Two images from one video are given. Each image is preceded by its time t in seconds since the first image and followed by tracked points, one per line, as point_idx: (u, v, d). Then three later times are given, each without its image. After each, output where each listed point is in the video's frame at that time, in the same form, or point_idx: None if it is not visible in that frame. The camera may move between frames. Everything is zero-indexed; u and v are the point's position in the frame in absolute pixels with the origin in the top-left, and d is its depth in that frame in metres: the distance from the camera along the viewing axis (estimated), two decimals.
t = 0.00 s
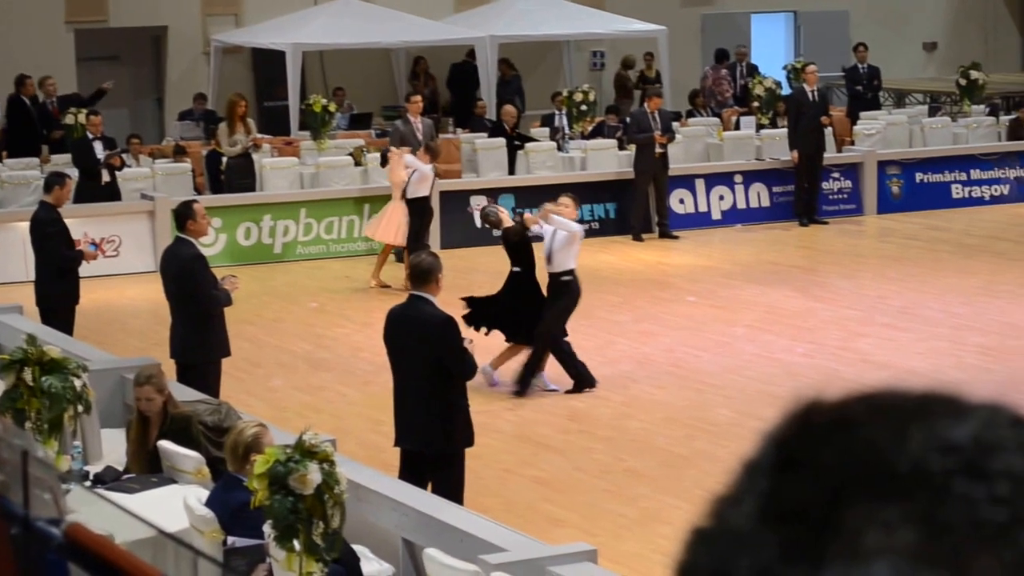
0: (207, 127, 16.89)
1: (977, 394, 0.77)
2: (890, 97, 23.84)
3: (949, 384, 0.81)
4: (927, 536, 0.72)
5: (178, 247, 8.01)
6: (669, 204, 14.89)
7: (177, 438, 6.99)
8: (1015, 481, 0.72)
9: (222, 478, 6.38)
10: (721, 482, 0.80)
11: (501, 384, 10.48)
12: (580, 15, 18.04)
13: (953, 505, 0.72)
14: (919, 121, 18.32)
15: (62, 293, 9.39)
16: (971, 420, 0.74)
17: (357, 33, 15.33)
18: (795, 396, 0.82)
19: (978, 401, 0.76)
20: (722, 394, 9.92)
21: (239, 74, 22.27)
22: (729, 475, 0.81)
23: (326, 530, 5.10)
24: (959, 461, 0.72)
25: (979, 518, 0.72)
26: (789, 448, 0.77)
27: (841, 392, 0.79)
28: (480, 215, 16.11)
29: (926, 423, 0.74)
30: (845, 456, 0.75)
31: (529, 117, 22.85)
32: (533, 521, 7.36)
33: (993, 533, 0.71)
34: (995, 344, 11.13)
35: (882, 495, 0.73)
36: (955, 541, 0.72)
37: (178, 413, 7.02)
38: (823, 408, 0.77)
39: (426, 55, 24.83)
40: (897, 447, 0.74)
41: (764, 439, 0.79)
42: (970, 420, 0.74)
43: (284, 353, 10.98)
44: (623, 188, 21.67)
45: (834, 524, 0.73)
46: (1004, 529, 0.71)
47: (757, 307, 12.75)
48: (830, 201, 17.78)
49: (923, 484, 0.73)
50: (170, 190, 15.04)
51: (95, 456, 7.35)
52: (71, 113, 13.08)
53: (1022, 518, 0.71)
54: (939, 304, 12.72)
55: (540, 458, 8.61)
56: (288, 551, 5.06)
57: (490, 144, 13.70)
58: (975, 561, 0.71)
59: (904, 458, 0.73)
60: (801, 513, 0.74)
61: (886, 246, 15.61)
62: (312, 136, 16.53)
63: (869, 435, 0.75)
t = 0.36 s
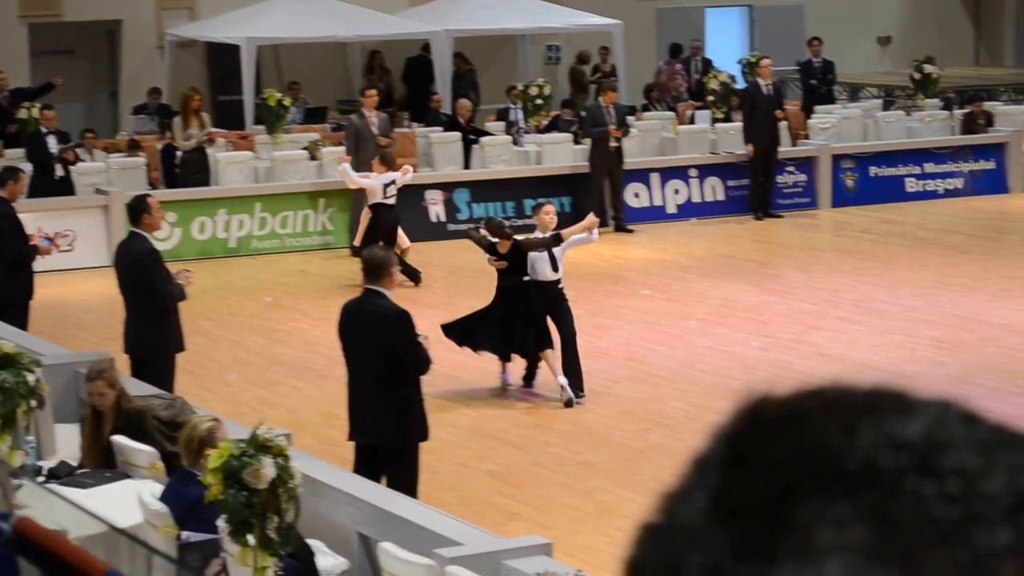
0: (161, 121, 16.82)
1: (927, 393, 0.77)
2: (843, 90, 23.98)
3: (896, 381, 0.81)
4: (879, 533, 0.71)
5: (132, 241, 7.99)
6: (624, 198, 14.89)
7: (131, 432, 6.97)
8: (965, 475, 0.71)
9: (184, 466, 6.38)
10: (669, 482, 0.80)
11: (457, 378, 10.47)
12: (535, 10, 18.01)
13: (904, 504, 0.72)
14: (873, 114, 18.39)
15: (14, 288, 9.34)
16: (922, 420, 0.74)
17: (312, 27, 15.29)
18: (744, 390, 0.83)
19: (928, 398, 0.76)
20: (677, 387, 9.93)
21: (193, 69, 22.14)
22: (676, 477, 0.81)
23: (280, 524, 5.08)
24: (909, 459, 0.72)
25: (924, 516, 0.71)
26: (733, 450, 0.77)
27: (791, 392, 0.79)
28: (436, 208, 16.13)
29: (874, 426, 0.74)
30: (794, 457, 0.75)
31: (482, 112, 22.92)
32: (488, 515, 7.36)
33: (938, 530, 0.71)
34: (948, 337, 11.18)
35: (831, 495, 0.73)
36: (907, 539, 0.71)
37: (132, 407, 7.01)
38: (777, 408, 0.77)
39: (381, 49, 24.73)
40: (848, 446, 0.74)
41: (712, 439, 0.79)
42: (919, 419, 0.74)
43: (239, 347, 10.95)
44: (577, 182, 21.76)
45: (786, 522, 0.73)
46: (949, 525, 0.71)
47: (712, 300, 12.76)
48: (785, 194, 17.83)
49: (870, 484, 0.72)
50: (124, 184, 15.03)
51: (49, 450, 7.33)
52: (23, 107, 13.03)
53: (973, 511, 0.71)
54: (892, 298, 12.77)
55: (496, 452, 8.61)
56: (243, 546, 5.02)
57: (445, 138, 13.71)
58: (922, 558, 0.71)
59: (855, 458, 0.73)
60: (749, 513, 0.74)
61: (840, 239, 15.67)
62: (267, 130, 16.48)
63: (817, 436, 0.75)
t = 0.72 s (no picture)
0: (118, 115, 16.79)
1: (883, 385, 0.75)
2: (801, 84, 24.09)
3: (855, 372, 0.79)
4: (836, 531, 0.70)
5: (89, 237, 7.97)
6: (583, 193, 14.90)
7: (87, 427, 6.96)
8: (923, 470, 0.69)
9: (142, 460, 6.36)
10: (629, 468, 0.78)
11: (415, 372, 10.47)
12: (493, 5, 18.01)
13: (858, 499, 0.70)
14: (830, 108, 18.44)
15: None
16: (880, 413, 0.72)
17: (268, 22, 15.27)
18: (705, 376, 0.81)
19: (889, 388, 0.74)
20: (635, 381, 9.94)
21: (150, 62, 22.09)
22: (634, 463, 0.79)
23: (238, 519, 5.06)
24: (865, 452, 0.70)
25: (878, 511, 0.69)
26: (693, 435, 0.75)
27: (749, 380, 0.77)
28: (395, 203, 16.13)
29: (833, 417, 0.72)
30: (754, 445, 0.73)
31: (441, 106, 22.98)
32: (446, 510, 7.36)
33: (893, 523, 0.69)
34: (905, 331, 11.22)
35: (789, 487, 0.71)
36: (863, 537, 0.69)
37: (89, 402, 7.00)
38: (731, 398, 0.76)
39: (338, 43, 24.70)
40: (804, 437, 0.72)
41: (671, 423, 0.77)
42: (876, 414, 0.72)
43: (198, 341, 10.93)
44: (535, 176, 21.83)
45: (741, 513, 0.71)
46: (904, 523, 0.69)
47: (670, 294, 12.78)
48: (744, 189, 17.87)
49: (825, 477, 0.71)
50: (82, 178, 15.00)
51: (5, 445, 7.32)
52: None
53: (927, 505, 0.69)
54: (850, 292, 12.81)
55: (454, 447, 8.61)
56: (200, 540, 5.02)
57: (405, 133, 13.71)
58: (876, 552, 0.69)
59: (810, 449, 0.71)
60: (707, 503, 0.72)
61: (798, 233, 15.70)
62: (225, 123, 16.46)
63: (774, 425, 0.73)
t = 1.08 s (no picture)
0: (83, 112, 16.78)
1: (850, 383, 0.73)
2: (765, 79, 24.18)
3: (819, 372, 0.77)
4: (806, 532, 0.67)
5: (53, 233, 7.95)
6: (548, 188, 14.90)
7: (51, 423, 6.94)
8: (890, 472, 0.67)
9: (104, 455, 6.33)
10: (589, 469, 0.75)
11: (380, 368, 10.46)
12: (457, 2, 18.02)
13: (832, 501, 0.67)
14: (795, 103, 18.47)
15: None
16: (847, 414, 0.69)
17: (232, 18, 15.25)
18: (668, 374, 0.78)
19: (857, 390, 0.71)
20: (599, 376, 9.94)
21: (115, 58, 22.09)
22: (594, 461, 0.76)
23: (201, 515, 5.04)
24: (835, 454, 0.68)
25: (844, 517, 0.67)
26: (659, 433, 0.72)
27: (720, 376, 0.74)
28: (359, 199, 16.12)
29: (806, 417, 0.69)
30: (724, 444, 0.70)
31: (406, 100, 23.03)
32: (411, 506, 7.34)
33: (860, 528, 0.67)
34: (869, 326, 11.23)
35: (764, 486, 0.68)
36: (832, 542, 0.66)
37: (53, 398, 6.98)
38: (698, 390, 0.72)
39: (303, 40, 24.71)
40: (777, 436, 0.69)
41: (637, 418, 0.73)
42: (844, 414, 0.69)
43: (161, 338, 10.91)
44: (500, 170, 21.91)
45: (711, 509, 0.68)
46: (870, 529, 0.67)
47: (635, 290, 12.79)
48: (708, 185, 17.90)
49: (791, 476, 0.68)
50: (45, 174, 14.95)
51: None
52: None
53: (897, 511, 0.67)
54: (814, 287, 12.82)
55: (419, 443, 8.60)
56: (164, 536, 5.01)
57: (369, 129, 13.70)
58: (848, 553, 0.66)
59: (784, 448, 0.68)
60: (679, 501, 0.69)
61: (763, 229, 15.72)
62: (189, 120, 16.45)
63: (746, 423, 0.70)
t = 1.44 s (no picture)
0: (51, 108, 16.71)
1: (810, 383, 0.77)
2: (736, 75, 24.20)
3: (782, 370, 0.81)
4: (764, 523, 0.70)
5: (23, 230, 7.95)
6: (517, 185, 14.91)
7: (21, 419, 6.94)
8: (847, 466, 0.71)
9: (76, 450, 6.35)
10: (556, 465, 0.79)
11: (350, 365, 10.47)
12: None
13: (793, 497, 0.70)
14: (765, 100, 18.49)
15: None
16: (805, 410, 0.73)
17: (201, 14, 15.23)
18: (626, 371, 0.82)
19: (814, 385, 0.76)
20: (570, 372, 9.96)
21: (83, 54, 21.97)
22: (558, 463, 0.80)
23: (171, 513, 4.99)
24: (793, 450, 0.71)
25: (805, 511, 0.70)
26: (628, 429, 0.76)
27: (676, 374, 0.80)
28: (330, 194, 16.11)
29: (763, 413, 0.73)
30: (682, 443, 0.74)
31: (376, 96, 23.02)
32: (381, 502, 7.36)
33: (818, 522, 0.70)
34: (838, 322, 11.27)
35: (722, 481, 0.71)
36: (791, 535, 0.70)
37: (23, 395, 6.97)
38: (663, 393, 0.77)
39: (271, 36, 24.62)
40: (739, 434, 0.72)
41: (598, 418, 0.79)
42: (803, 410, 0.73)
43: (131, 334, 10.90)
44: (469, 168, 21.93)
45: (674, 504, 0.72)
46: (834, 518, 0.70)
47: (605, 286, 12.81)
48: (678, 181, 17.92)
49: (755, 471, 0.71)
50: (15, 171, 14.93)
51: None
52: None
53: (852, 500, 0.70)
54: (783, 283, 12.86)
55: (389, 439, 8.62)
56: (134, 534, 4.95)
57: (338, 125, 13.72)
58: (804, 545, 0.69)
59: (742, 445, 0.72)
60: (645, 497, 0.72)
61: (733, 225, 15.75)
62: (158, 116, 16.40)
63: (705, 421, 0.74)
